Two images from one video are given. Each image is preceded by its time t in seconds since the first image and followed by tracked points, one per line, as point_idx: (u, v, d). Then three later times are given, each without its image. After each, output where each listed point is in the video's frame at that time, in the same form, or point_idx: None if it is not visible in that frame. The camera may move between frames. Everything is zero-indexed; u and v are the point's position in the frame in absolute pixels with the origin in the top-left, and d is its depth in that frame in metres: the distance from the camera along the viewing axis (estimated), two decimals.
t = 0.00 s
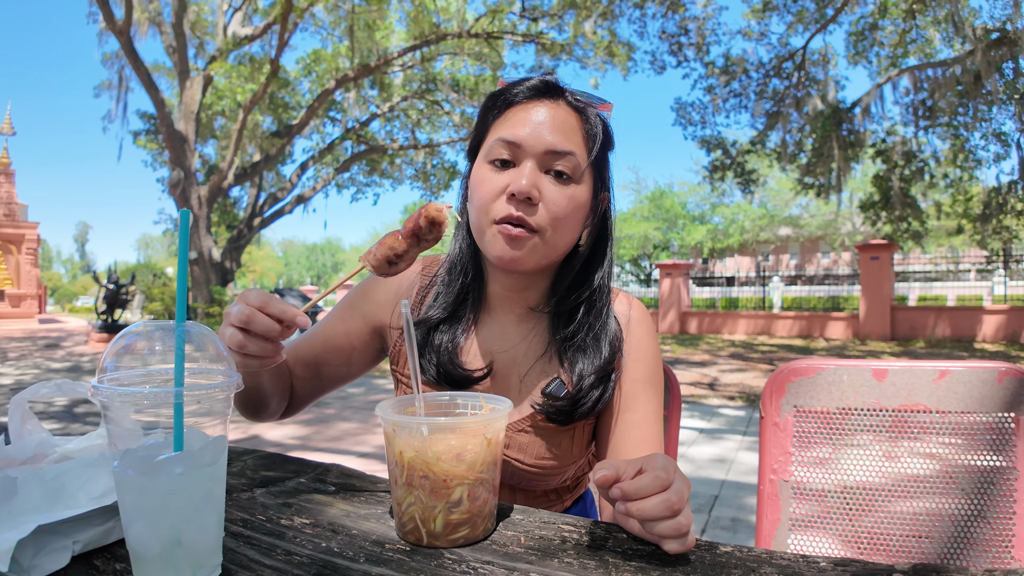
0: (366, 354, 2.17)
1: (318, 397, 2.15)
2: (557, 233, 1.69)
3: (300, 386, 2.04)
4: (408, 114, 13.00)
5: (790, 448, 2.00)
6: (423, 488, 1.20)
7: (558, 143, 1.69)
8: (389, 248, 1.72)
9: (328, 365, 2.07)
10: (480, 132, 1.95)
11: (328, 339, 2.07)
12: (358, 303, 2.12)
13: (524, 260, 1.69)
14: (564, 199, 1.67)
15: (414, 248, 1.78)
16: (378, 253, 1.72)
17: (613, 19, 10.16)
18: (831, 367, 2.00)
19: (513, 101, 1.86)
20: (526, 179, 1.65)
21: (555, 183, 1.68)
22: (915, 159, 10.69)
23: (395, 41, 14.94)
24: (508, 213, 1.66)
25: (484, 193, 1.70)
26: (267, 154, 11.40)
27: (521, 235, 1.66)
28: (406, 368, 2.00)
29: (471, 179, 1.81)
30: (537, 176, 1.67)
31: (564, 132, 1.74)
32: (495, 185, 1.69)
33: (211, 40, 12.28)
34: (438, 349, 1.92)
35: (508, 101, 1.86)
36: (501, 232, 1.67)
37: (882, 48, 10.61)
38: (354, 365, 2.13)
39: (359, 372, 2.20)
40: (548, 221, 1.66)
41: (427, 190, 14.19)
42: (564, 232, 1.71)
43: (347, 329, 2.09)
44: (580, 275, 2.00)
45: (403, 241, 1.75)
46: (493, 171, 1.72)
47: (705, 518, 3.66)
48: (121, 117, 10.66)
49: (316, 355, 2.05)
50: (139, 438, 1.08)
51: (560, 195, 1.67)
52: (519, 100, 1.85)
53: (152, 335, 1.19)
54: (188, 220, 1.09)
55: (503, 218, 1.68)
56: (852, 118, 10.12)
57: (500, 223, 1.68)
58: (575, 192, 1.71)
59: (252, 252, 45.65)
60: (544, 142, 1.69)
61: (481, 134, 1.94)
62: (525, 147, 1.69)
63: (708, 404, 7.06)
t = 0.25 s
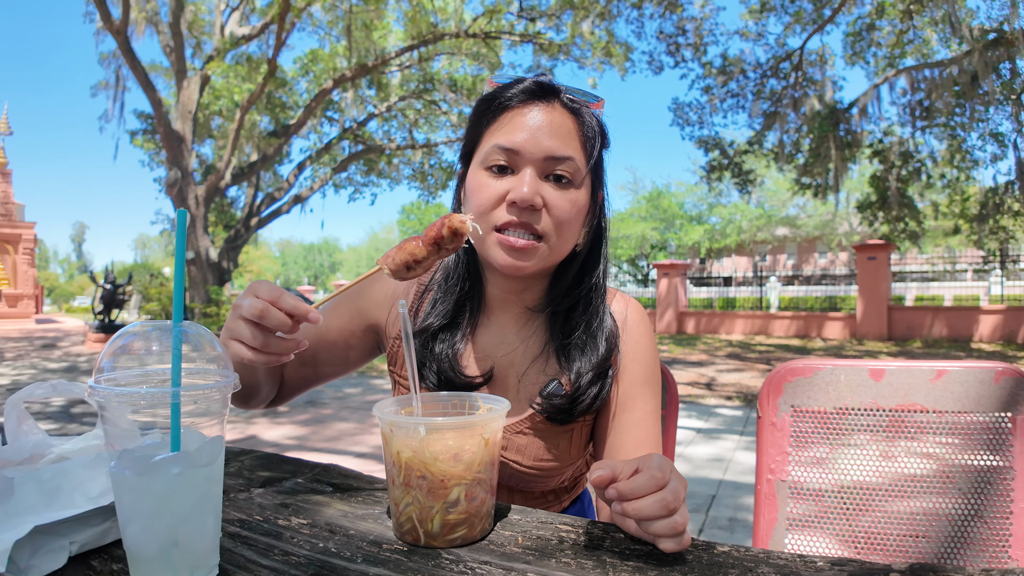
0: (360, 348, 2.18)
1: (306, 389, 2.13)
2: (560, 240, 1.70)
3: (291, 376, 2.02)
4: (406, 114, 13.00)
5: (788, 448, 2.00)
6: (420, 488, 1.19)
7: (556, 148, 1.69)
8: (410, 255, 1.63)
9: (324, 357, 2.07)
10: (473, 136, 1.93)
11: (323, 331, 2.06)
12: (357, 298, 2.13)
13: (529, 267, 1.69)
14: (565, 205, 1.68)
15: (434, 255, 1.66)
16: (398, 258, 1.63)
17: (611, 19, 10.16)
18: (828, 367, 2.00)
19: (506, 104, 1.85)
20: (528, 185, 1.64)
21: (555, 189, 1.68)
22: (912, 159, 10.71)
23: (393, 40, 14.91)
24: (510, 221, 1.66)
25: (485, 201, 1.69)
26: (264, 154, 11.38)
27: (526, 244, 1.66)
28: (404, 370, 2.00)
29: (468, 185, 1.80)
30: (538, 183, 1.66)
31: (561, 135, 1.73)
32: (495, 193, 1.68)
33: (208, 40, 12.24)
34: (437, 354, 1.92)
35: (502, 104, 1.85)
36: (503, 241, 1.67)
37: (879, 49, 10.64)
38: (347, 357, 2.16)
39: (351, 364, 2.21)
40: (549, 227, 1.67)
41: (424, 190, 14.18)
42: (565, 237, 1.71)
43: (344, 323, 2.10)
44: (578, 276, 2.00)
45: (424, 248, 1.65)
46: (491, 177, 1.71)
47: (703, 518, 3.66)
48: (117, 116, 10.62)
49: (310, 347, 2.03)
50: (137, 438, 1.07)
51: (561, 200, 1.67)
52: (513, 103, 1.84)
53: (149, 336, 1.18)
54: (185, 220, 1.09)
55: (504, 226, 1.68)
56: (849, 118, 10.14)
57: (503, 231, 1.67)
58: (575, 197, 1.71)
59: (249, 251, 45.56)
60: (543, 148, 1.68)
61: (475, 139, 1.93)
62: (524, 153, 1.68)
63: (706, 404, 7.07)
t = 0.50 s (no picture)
0: (355, 343, 2.17)
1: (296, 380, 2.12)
2: (556, 240, 1.70)
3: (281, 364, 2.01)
4: (404, 114, 12.98)
5: (787, 448, 1.99)
6: (418, 489, 1.18)
7: (551, 148, 1.68)
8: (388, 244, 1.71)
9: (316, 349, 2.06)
10: (467, 137, 1.92)
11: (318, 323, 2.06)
12: (355, 292, 2.13)
13: (526, 268, 1.69)
14: (561, 205, 1.67)
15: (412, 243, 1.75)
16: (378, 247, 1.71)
17: (610, 19, 10.16)
18: (826, 367, 2.00)
19: (499, 103, 1.84)
20: (523, 186, 1.63)
21: (551, 189, 1.68)
22: (910, 159, 10.72)
23: (392, 40, 14.88)
24: (506, 223, 1.65)
25: (480, 202, 1.69)
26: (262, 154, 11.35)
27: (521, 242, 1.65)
28: (401, 371, 1.99)
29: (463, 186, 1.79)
30: (533, 184, 1.65)
31: (556, 135, 1.73)
32: (491, 194, 1.67)
33: (206, 39, 12.21)
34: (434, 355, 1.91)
35: (496, 104, 1.84)
36: (500, 243, 1.66)
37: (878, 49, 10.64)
38: (343, 350, 2.15)
39: (346, 358, 2.20)
40: (545, 227, 1.66)
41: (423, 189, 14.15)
42: (561, 237, 1.71)
43: (340, 317, 2.09)
44: (574, 275, 1.99)
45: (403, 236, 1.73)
46: (486, 179, 1.70)
47: (702, 518, 3.66)
48: (115, 116, 10.59)
49: (303, 338, 2.02)
50: (133, 438, 1.06)
51: (556, 201, 1.67)
52: (506, 102, 1.83)
53: (146, 335, 1.17)
54: (182, 219, 1.08)
55: (501, 228, 1.67)
56: (848, 118, 10.15)
57: (499, 234, 1.67)
58: (570, 197, 1.71)
59: (247, 251, 45.48)
60: (537, 149, 1.68)
61: (469, 140, 1.92)
62: (518, 154, 1.67)
63: (704, 405, 7.06)
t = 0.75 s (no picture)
0: (355, 342, 2.16)
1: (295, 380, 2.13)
2: (546, 236, 1.69)
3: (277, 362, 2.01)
4: (404, 114, 12.99)
5: (787, 448, 1.99)
6: (418, 489, 1.18)
7: (539, 145, 1.69)
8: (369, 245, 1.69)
9: (315, 347, 2.07)
10: (461, 136, 1.94)
11: (317, 322, 2.06)
12: (355, 292, 2.13)
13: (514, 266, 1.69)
14: (550, 202, 1.67)
15: (392, 239, 1.73)
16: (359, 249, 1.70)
17: (610, 19, 10.16)
18: (826, 367, 2.00)
19: (492, 101, 1.85)
20: (512, 183, 1.64)
21: (541, 186, 1.68)
22: (910, 159, 10.72)
23: (392, 40, 14.88)
24: (495, 219, 1.65)
25: (470, 199, 1.69)
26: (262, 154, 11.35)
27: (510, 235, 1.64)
28: (398, 369, 1.99)
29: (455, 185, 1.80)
30: (522, 180, 1.66)
31: (546, 132, 1.73)
32: (480, 191, 1.68)
33: (206, 39, 12.21)
34: (431, 352, 1.91)
35: (488, 102, 1.85)
36: (489, 237, 1.65)
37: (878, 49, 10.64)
38: (343, 350, 2.14)
39: (346, 358, 2.20)
40: (536, 224, 1.66)
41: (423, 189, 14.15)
42: (552, 234, 1.71)
43: (340, 316, 2.09)
44: (571, 273, 1.99)
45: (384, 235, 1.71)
46: (477, 177, 1.71)
47: (701, 518, 3.66)
48: (115, 116, 10.59)
49: (301, 337, 2.03)
50: (133, 438, 1.05)
51: (545, 197, 1.66)
52: (499, 100, 1.84)
53: (147, 335, 1.17)
54: (182, 219, 1.08)
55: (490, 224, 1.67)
56: (848, 118, 10.14)
57: (487, 230, 1.66)
58: (561, 193, 1.70)
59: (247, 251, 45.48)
60: (526, 145, 1.68)
61: (463, 139, 1.93)
62: (507, 151, 1.68)
63: (704, 405, 7.06)
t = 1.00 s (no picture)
0: (356, 344, 2.16)
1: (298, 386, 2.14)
2: (534, 232, 1.67)
3: (278, 371, 2.02)
4: (404, 114, 12.99)
5: (787, 448, 1.99)
6: (418, 489, 1.18)
7: (528, 140, 1.69)
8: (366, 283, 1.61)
9: (316, 352, 2.07)
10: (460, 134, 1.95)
11: (315, 328, 2.07)
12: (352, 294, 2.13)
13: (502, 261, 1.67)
14: (538, 196, 1.66)
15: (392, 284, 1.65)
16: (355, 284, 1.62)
17: (610, 19, 10.16)
18: (826, 367, 2.00)
19: (491, 101, 1.87)
20: (499, 176, 1.64)
21: (530, 181, 1.67)
22: (910, 159, 10.72)
23: (392, 40, 14.87)
24: (483, 212, 1.65)
25: (461, 193, 1.71)
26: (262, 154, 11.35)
27: (500, 233, 1.64)
28: (397, 368, 1.99)
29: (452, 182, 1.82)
30: (511, 174, 1.66)
31: (538, 128, 1.73)
32: (471, 186, 1.69)
33: (206, 39, 12.20)
34: (429, 350, 1.92)
35: (486, 101, 1.86)
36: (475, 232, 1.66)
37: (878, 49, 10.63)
38: (344, 352, 2.15)
39: (348, 361, 2.21)
40: (525, 219, 1.65)
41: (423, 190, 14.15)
42: (542, 230, 1.69)
43: (338, 320, 2.09)
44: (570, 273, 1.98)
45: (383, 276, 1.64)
46: (470, 174, 1.72)
47: (701, 518, 3.66)
48: (114, 116, 10.58)
49: (299, 342, 2.04)
50: (133, 438, 1.05)
51: (533, 190, 1.65)
52: (497, 99, 1.85)
53: (146, 335, 1.17)
54: (182, 219, 1.08)
55: (478, 218, 1.67)
56: (848, 118, 10.14)
57: (475, 224, 1.67)
58: (550, 188, 1.69)
59: (247, 251, 45.47)
60: (516, 140, 1.69)
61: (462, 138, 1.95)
62: (498, 146, 1.69)
63: (704, 405, 7.06)
